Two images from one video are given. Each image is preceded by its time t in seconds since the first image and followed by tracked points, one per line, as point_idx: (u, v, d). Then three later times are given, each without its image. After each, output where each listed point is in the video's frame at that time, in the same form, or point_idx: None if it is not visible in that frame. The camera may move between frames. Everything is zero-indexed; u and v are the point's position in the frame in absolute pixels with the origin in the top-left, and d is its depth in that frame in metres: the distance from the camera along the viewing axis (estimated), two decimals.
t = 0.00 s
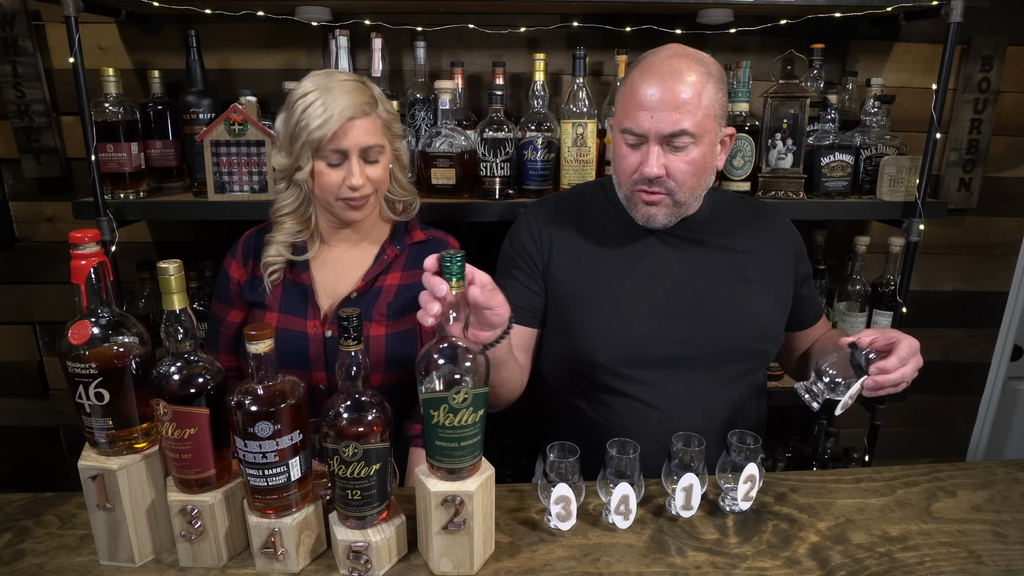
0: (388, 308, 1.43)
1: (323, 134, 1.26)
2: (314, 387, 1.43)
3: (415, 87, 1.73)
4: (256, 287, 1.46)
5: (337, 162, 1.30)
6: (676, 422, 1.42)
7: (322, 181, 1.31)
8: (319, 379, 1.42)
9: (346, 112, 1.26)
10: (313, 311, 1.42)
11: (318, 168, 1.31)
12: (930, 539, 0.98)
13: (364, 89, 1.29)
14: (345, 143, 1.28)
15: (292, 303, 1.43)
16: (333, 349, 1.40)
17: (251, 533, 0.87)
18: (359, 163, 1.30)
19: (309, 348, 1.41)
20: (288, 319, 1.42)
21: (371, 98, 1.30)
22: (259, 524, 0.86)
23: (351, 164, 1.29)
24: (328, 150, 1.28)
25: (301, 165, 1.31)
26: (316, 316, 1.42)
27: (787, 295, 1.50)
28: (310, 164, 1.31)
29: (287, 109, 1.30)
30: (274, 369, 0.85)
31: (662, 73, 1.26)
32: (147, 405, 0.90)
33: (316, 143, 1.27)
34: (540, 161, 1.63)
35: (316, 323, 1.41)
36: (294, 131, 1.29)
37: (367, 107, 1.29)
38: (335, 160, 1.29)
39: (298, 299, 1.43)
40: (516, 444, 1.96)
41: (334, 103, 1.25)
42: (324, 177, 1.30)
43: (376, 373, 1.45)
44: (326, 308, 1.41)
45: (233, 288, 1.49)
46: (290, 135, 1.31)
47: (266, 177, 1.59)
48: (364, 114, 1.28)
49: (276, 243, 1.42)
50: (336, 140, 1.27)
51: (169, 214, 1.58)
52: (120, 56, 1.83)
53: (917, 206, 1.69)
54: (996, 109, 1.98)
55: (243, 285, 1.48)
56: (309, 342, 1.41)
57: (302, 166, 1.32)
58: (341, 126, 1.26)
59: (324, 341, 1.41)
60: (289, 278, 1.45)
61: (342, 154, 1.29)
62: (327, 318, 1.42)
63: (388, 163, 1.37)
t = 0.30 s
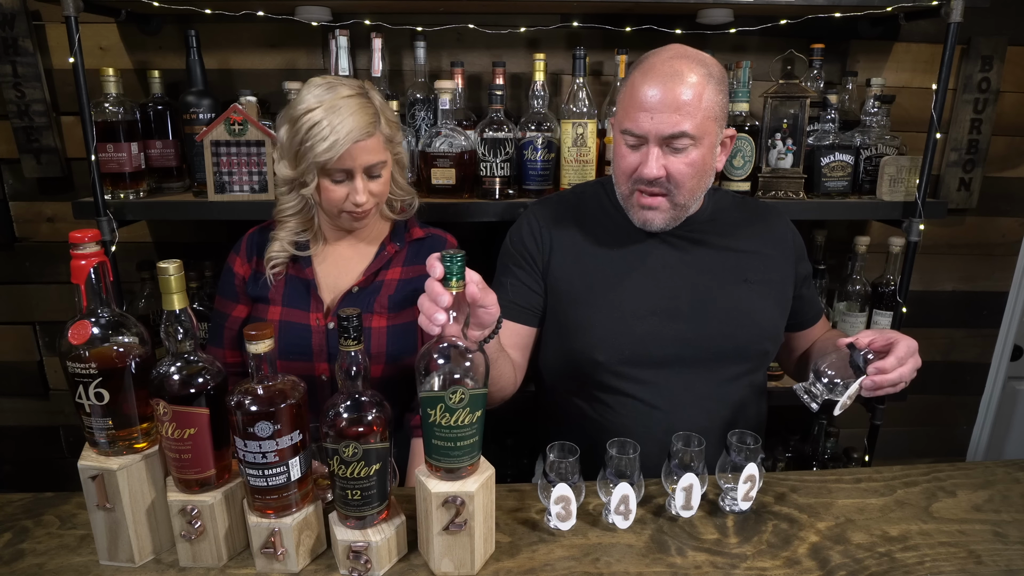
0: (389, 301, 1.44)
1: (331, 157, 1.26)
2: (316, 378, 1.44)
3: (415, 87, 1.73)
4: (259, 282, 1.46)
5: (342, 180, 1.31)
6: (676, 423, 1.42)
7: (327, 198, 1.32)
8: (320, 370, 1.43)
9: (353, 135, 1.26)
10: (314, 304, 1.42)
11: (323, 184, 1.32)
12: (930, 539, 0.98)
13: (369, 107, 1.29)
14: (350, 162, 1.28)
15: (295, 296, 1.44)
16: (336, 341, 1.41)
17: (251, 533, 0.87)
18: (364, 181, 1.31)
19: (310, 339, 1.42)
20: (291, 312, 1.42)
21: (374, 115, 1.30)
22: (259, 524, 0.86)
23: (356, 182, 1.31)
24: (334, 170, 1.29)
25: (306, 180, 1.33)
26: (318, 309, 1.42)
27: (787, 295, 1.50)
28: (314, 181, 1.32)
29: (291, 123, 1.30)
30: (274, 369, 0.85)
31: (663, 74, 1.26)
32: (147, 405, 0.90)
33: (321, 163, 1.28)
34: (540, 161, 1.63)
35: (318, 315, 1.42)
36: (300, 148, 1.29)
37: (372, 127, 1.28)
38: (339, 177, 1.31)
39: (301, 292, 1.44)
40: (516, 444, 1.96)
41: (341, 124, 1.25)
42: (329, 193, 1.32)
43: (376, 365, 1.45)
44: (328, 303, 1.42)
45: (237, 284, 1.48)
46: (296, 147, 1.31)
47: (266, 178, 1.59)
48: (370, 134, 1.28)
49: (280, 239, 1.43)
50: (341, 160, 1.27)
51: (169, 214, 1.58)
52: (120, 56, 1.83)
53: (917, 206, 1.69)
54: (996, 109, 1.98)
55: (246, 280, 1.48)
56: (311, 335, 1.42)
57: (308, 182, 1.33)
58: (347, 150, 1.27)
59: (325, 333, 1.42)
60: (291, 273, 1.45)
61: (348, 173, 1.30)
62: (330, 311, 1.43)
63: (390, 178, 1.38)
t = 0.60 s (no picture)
0: (380, 297, 1.46)
1: (304, 141, 1.31)
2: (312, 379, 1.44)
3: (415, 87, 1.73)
4: (245, 290, 1.45)
5: (319, 169, 1.36)
6: (676, 423, 1.43)
7: (303, 187, 1.36)
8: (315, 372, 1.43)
9: (324, 121, 1.32)
10: (303, 306, 1.43)
11: (299, 175, 1.36)
12: (930, 539, 0.98)
13: (340, 98, 1.36)
14: (324, 149, 1.34)
15: (283, 301, 1.43)
16: (328, 341, 1.41)
17: (251, 533, 0.87)
18: (339, 168, 1.36)
19: (302, 340, 1.42)
20: (280, 317, 1.42)
21: (346, 105, 1.36)
22: (259, 524, 0.86)
23: (332, 168, 1.35)
24: (309, 157, 1.34)
25: (283, 172, 1.36)
26: (307, 310, 1.43)
27: (786, 294, 1.50)
28: (291, 172, 1.36)
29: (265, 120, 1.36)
30: (274, 369, 0.85)
31: (635, 66, 1.28)
32: (146, 405, 0.90)
33: (297, 151, 1.33)
34: (540, 161, 1.63)
35: (308, 317, 1.42)
36: (274, 140, 1.35)
37: (342, 115, 1.35)
38: (316, 165, 1.35)
39: (289, 297, 1.43)
40: (516, 445, 1.96)
41: (312, 112, 1.31)
42: (307, 183, 1.36)
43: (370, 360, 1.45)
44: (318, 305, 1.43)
45: (222, 295, 1.47)
46: (268, 141, 1.36)
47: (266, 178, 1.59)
48: (340, 121, 1.34)
49: (260, 247, 1.43)
50: (317, 147, 1.33)
51: (170, 214, 1.58)
52: (120, 56, 1.83)
53: (916, 206, 1.69)
54: (996, 109, 1.98)
55: (232, 291, 1.47)
56: (304, 337, 1.42)
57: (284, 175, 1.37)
58: (319, 135, 1.32)
59: (317, 334, 1.42)
60: (276, 279, 1.44)
61: (323, 160, 1.34)
62: (320, 313, 1.43)
63: (366, 171, 1.41)
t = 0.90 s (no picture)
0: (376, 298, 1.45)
1: (297, 137, 1.33)
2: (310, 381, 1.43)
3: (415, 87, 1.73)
4: (243, 292, 1.45)
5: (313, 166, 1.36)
6: (676, 422, 1.43)
7: (298, 184, 1.36)
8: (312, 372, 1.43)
9: (318, 116, 1.33)
10: (301, 307, 1.43)
11: (296, 172, 1.36)
12: (930, 539, 0.98)
13: (335, 94, 1.37)
14: (320, 146, 1.35)
15: (281, 302, 1.44)
16: (325, 342, 1.42)
17: (251, 533, 0.87)
18: (333, 163, 1.36)
19: (299, 342, 1.42)
20: (277, 318, 1.42)
21: (341, 103, 1.37)
22: (259, 524, 0.86)
23: (327, 164, 1.35)
24: (303, 153, 1.35)
25: (278, 170, 1.38)
26: (304, 311, 1.42)
27: (786, 294, 1.50)
28: (286, 169, 1.37)
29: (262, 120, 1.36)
30: (273, 369, 0.85)
31: (637, 63, 1.28)
32: (147, 405, 0.90)
33: (291, 148, 1.34)
34: (540, 161, 1.63)
35: (305, 318, 1.42)
36: (269, 138, 1.36)
37: (337, 111, 1.36)
38: (310, 162, 1.36)
39: (286, 298, 1.44)
40: (516, 445, 1.97)
41: (306, 108, 1.32)
42: (301, 180, 1.36)
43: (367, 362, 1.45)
44: (315, 306, 1.43)
45: (221, 296, 1.47)
46: (264, 141, 1.37)
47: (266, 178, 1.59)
48: (336, 118, 1.36)
49: (258, 248, 1.43)
50: (311, 143, 1.34)
51: (169, 213, 1.58)
52: (120, 56, 1.83)
53: (917, 206, 1.69)
54: (996, 109, 1.98)
55: (230, 293, 1.46)
56: (300, 338, 1.42)
57: (280, 172, 1.38)
58: (313, 130, 1.33)
59: (314, 335, 1.42)
60: (273, 280, 1.45)
61: (319, 157, 1.35)
62: (317, 314, 1.43)
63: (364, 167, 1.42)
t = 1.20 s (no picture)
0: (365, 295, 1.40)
1: (293, 119, 1.33)
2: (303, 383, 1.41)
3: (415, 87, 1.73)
4: (239, 293, 1.45)
5: (309, 149, 1.36)
6: (676, 422, 1.43)
7: (295, 171, 1.36)
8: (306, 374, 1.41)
9: (314, 100, 1.34)
10: (295, 308, 1.42)
11: (292, 156, 1.36)
12: (930, 539, 0.98)
13: (330, 87, 1.39)
14: (314, 127, 1.35)
15: (276, 303, 1.43)
16: (318, 342, 1.39)
17: (251, 533, 0.87)
18: (330, 148, 1.36)
19: (291, 342, 1.40)
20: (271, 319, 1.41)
21: (340, 94, 1.40)
22: (259, 524, 0.86)
23: (324, 144, 1.36)
24: (298, 136, 1.35)
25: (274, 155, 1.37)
26: (299, 312, 1.41)
27: (787, 294, 1.50)
28: (283, 153, 1.36)
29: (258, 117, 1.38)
30: (273, 369, 0.85)
31: (653, 44, 1.39)
32: (146, 405, 0.90)
33: (287, 132, 1.34)
34: (540, 161, 1.63)
35: (299, 319, 1.41)
36: (266, 125, 1.36)
37: (334, 99, 1.37)
38: (305, 145, 1.36)
39: (282, 298, 1.43)
40: (516, 445, 1.97)
41: (302, 93, 1.34)
42: (300, 165, 1.36)
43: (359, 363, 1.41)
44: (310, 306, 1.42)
45: (219, 298, 1.47)
46: (262, 131, 1.37)
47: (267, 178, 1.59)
48: (332, 104, 1.37)
49: (253, 250, 1.42)
50: (306, 126, 1.34)
51: (169, 213, 1.58)
52: (120, 56, 1.83)
53: (917, 206, 1.69)
54: (996, 109, 1.98)
55: (228, 293, 1.47)
56: (293, 339, 1.40)
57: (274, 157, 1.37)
58: (309, 113, 1.34)
59: (308, 337, 1.40)
60: (270, 281, 1.44)
61: (313, 138, 1.35)
62: (310, 314, 1.42)
63: (360, 156, 1.42)
